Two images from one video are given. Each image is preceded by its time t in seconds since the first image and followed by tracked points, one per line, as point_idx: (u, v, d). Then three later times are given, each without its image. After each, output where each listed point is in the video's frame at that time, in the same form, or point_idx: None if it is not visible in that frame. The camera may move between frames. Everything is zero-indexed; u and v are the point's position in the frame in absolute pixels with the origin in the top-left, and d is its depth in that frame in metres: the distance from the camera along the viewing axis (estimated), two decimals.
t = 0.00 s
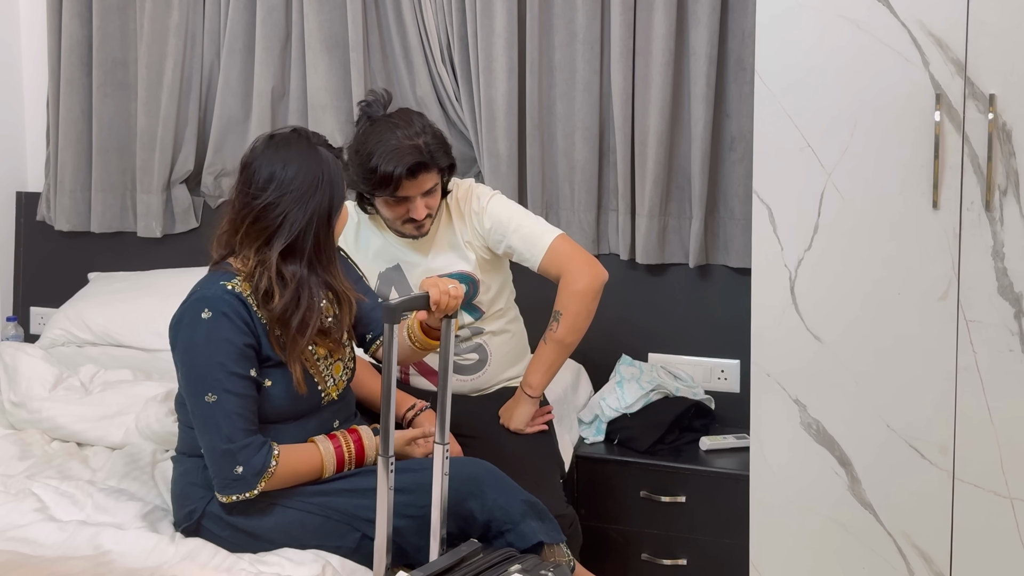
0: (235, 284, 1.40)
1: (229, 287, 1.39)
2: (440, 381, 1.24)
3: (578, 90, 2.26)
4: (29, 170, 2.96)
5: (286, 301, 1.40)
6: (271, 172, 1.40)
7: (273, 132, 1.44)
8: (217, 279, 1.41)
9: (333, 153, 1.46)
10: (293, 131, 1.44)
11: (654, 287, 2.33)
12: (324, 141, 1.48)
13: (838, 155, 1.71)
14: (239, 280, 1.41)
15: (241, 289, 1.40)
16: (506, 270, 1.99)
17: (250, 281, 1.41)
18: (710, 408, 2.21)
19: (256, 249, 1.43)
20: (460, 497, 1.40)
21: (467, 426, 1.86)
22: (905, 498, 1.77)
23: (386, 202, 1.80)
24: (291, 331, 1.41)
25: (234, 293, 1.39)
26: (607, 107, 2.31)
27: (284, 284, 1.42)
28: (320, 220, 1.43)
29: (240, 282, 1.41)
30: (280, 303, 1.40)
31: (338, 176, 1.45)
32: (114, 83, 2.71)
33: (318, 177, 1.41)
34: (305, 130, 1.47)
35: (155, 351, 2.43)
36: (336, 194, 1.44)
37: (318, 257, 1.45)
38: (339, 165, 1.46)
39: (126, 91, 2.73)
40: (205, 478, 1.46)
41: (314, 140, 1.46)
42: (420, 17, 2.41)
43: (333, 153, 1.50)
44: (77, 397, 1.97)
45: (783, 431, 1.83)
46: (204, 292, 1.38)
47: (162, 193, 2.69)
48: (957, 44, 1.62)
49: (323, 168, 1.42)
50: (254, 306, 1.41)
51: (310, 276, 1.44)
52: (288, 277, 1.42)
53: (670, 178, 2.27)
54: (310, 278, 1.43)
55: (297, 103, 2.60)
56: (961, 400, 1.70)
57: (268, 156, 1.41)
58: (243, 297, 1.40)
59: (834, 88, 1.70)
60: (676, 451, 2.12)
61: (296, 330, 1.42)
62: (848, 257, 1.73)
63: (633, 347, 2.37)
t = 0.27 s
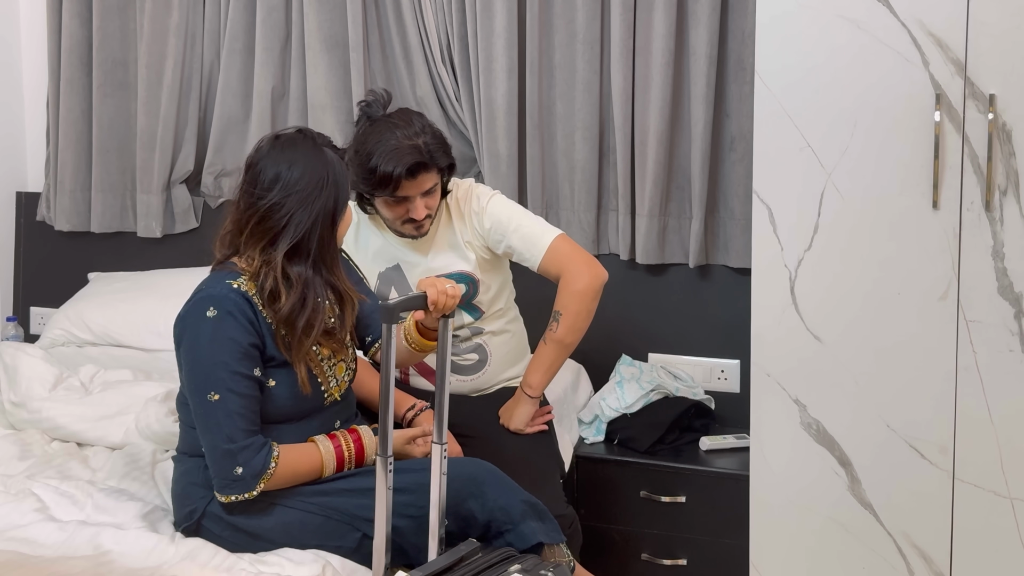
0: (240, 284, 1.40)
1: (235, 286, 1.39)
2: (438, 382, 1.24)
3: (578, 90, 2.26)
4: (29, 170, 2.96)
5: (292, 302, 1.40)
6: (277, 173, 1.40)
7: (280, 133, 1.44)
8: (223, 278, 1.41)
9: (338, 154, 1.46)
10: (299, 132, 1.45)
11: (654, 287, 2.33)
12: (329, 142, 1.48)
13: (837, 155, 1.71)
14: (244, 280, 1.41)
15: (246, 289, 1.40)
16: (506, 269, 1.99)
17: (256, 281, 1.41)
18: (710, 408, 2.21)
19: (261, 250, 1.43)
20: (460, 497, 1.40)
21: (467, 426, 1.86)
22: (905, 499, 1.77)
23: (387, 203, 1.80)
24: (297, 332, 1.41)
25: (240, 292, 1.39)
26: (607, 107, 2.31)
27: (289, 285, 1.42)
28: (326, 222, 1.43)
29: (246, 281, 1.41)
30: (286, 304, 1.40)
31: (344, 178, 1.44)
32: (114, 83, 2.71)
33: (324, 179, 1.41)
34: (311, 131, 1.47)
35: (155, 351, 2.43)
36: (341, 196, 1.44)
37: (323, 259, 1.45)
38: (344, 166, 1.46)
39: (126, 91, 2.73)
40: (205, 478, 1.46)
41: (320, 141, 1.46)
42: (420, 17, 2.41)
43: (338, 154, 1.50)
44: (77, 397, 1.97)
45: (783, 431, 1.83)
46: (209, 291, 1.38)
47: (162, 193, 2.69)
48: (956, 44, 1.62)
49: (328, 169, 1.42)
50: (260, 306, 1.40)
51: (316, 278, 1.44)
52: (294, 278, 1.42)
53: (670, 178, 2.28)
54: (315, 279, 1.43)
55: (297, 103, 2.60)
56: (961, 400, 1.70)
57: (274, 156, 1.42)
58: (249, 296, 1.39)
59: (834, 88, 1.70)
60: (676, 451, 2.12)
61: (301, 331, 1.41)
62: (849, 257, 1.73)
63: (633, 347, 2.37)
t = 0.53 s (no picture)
0: (242, 284, 1.40)
1: (236, 286, 1.39)
2: (438, 381, 1.24)
3: (578, 90, 2.26)
4: (29, 170, 2.96)
5: (294, 302, 1.40)
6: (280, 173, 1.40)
7: (283, 133, 1.45)
8: (224, 278, 1.41)
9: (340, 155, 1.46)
10: (301, 132, 1.45)
11: (653, 287, 2.33)
12: (331, 142, 1.48)
13: (837, 155, 1.71)
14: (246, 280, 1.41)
15: (247, 289, 1.40)
16: (506, 269, 1.99)
17: (257, 281, 1.41)
18: (710, 408, 2.21)
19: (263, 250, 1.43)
20: (460, 497, 1.40)
21: (467, 426, 1.86)
22: (904, 499, 1.77)
23: (387, 203, 1.80)
24: (298, 332, 1.41)
25: (241, 292, 1.39)
26: (607, 107, 2.31)
27: (290, 285, 1.42)
28: (328, 223, 1.43)
29: (247, 281, 1.41)
30: (288, 304, 1.40)
31: (346, 179, 1.44)
32: (114, 83, 2.71)
33: (326, 179, 1.41)
34: (313, 131, 1.47)
35: (155, 351, 2.43)
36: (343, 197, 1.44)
37: (325, 260, 1.45)
38: (346, 167, 1.46)
39: (126, 91, 2.73)
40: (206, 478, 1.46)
41: (322, 141, 1.46)
42: (420, 17, 2.42)
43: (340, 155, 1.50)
44: (77, 397, 1.97)
45: (783, 431, 1.83)
46: (211, 291, 1.38)
47: (162, 193, 2.69)
48: (956, 44, 1.62)
49: (330, 169, 1.42)
50: (261, 306, 1.40)
51: (317, 279, 1.44)
52: (295, 279, 1.42)
53: (670, 178, 2.28)
54: (316, 280, 1.43)
55: (297, 103, 2.60)
56: (961, 401, 1.70)
57: (277, 156, 1.42)
58: (250, 296, 1.39)
59: (834, 88, 1.70)
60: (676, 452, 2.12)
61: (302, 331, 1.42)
62: (849, 257, 1.73)
63: (633, 347, 2.37)
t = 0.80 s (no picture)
0: (241, 284, 1.40)
1: (235, 286, 1.39)
2: (437, 381, 1.23)
3: (578, 90, 2.26)
4: (29, 170, 2.96)
5: (293, 303, 1.40)
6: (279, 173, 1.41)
7: (283, 133, 1.45)
8: (224, 278, 1.41)
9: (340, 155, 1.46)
10: (302, 132, 1.45)
11: (653, 287, 2.33)
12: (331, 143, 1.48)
13: (837, 155, 1.71)
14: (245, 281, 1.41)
15: (246, 289, 1.40)
16: (506, 269, 1.99)
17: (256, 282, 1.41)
18: (710, 408, 2.21)
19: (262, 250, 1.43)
20: (460, 497, 1.40)
21: (467, 426, 1.86)
22: (904, 499, 1.77)
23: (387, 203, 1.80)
24: (298, 332, 1.42)
25: (240, 292, 1.39)
26: (607, 107, 2.31)
27: (290, 285, 1.42)
28: (327, 224, 1.43)
29: (246, 281, 1.41)
30: (287, 305, 1.40)
31: (346, 179, 1.44)
32: (114, 83, 2.71)
33: (325, 179, 1.41)
34: (313, 132, 1.47)
35: (155, 351, 2.43)
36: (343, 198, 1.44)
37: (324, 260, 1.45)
38: (346, 167, 1.46)
39: (126, 91, 2.73)
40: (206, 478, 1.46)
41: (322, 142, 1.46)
42: (420, 17, 2.41)
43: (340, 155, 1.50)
44: (77, 397, 1.97)
45: (783, 431, 1.83)
46: (210, 291, 1.38)
47: (162, 193, 2.69)
48: (956, 44, 1.62)
49: (330, 170, 1.42)
50: (261, 307, 1.40)
51: (316, 279, 1.44)
52: (295, 279, 1.42)
53: (670, 178, 2.27)
54: (316, 280, 1.44)
55: (297, 103, 2.60)
56: (961, 401, 1.70)
57: (276, 156, 1.42)
58: (249, 297, 1.39)
59: (833, 88, 1.70)
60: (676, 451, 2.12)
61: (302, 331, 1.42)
62: (849, 257, 1.73)
63: (633, 347, 2.37)
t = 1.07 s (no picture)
0: (239, 284, 1.40)
1: (234, 287, 1.39)
2: (437, 381, 1.23)
3: (578, 90, 2.26)
4: (29, 170, 2.96)
5: (293, 304, 1.40)
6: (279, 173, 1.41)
7: (283, 133, 1.45)
8: (222, 279, 1.41)
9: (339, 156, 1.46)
10: (302, 132, 1.45)
11: (653, 287, 2.33)
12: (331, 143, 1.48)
13: (837, 155, 1.71)
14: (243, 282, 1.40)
15: (245, 289, 1.40)
16: (506, 269, 1.99)
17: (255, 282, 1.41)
18: (710, 408, 2.21)
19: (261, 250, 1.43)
20: (460, 497, 1.40)
21: (467, 426, 1.86)
22: (904, 499, 1.77)
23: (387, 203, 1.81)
24: (297, 333, 1.42)
25: (239, 293, 1.39)
26: (607, 107, 2.31)
27: (289, 286, 1.42)
28: (326, 224, 1.43)
29: (245, 282, 1.41)
30: (287, 305, 1.40)
31: (345, 180, 1.44)
32: (114, 83, 2.71)
33: (324, 180, 1.41)
34: (314, 132, 1.47)
35: (155, 351, 2.43)
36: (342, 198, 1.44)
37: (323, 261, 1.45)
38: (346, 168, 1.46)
39: (126, 91, 2.73)
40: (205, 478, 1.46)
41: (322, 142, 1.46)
42: (420, 17, 2.41)
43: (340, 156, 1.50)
44: (77, 397, 1.97)
45: (783, 431, 1.83)
46: (208, 292, 1.38)
47: (162, 193, 2.69)
48: (956, 44, 1.62)
49: (330, 170, 1.42)
50: (259, 308, 1.40)
51: (315, 279, 1.44)
52: (294, 280, 1.42)
53: (670, 178, 2.27)
54: (315, 280, 1.44)
55: (297, 103, 2.60)
56: (961, 401, 1.70)
57: (276, 156, 1.42)
58: (247, 297, 1.39)
59: (833, 87, 1.70)
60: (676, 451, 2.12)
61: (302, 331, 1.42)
62: (849, 257, 1.73)
63: (633, 347, 2.37)
